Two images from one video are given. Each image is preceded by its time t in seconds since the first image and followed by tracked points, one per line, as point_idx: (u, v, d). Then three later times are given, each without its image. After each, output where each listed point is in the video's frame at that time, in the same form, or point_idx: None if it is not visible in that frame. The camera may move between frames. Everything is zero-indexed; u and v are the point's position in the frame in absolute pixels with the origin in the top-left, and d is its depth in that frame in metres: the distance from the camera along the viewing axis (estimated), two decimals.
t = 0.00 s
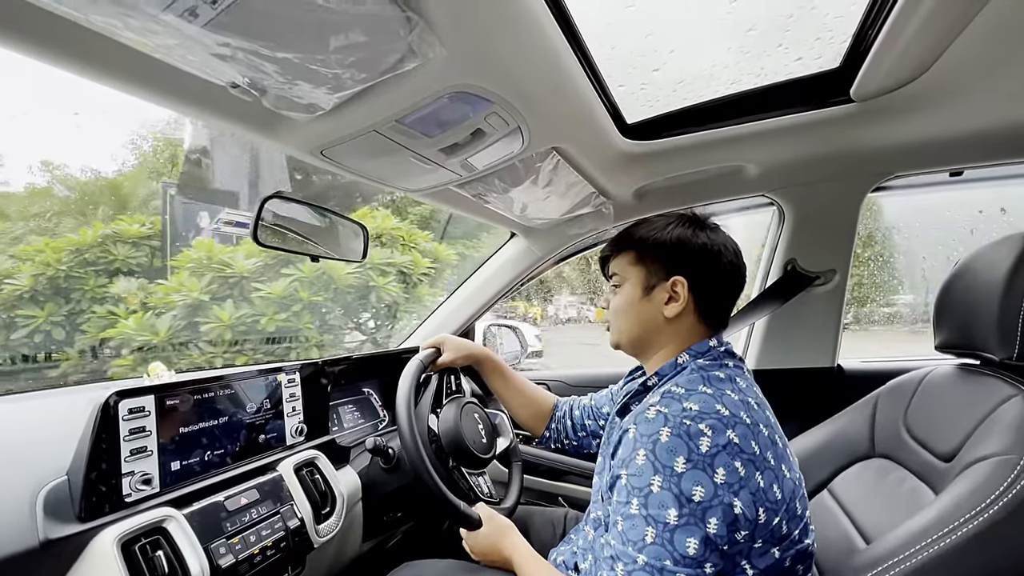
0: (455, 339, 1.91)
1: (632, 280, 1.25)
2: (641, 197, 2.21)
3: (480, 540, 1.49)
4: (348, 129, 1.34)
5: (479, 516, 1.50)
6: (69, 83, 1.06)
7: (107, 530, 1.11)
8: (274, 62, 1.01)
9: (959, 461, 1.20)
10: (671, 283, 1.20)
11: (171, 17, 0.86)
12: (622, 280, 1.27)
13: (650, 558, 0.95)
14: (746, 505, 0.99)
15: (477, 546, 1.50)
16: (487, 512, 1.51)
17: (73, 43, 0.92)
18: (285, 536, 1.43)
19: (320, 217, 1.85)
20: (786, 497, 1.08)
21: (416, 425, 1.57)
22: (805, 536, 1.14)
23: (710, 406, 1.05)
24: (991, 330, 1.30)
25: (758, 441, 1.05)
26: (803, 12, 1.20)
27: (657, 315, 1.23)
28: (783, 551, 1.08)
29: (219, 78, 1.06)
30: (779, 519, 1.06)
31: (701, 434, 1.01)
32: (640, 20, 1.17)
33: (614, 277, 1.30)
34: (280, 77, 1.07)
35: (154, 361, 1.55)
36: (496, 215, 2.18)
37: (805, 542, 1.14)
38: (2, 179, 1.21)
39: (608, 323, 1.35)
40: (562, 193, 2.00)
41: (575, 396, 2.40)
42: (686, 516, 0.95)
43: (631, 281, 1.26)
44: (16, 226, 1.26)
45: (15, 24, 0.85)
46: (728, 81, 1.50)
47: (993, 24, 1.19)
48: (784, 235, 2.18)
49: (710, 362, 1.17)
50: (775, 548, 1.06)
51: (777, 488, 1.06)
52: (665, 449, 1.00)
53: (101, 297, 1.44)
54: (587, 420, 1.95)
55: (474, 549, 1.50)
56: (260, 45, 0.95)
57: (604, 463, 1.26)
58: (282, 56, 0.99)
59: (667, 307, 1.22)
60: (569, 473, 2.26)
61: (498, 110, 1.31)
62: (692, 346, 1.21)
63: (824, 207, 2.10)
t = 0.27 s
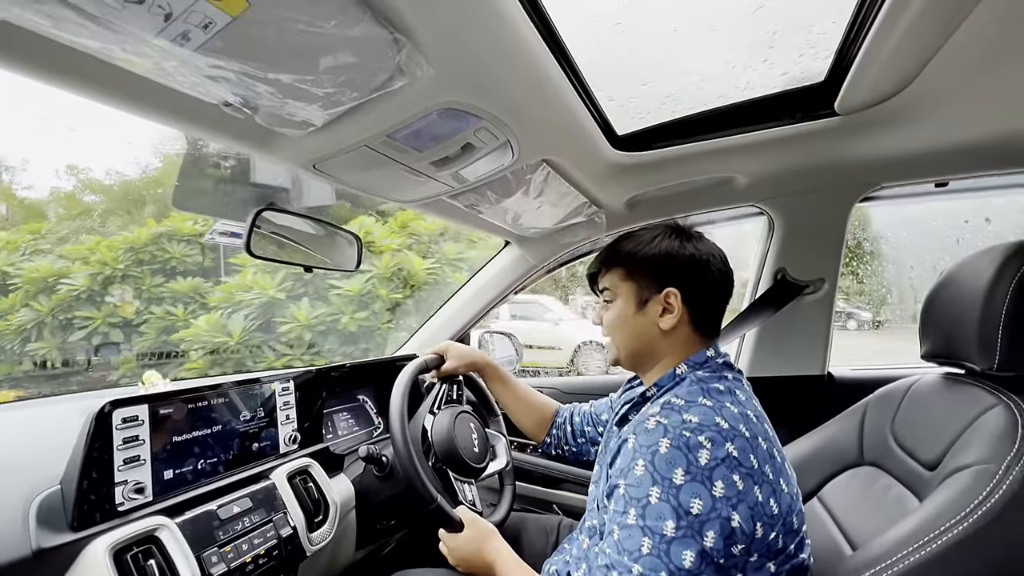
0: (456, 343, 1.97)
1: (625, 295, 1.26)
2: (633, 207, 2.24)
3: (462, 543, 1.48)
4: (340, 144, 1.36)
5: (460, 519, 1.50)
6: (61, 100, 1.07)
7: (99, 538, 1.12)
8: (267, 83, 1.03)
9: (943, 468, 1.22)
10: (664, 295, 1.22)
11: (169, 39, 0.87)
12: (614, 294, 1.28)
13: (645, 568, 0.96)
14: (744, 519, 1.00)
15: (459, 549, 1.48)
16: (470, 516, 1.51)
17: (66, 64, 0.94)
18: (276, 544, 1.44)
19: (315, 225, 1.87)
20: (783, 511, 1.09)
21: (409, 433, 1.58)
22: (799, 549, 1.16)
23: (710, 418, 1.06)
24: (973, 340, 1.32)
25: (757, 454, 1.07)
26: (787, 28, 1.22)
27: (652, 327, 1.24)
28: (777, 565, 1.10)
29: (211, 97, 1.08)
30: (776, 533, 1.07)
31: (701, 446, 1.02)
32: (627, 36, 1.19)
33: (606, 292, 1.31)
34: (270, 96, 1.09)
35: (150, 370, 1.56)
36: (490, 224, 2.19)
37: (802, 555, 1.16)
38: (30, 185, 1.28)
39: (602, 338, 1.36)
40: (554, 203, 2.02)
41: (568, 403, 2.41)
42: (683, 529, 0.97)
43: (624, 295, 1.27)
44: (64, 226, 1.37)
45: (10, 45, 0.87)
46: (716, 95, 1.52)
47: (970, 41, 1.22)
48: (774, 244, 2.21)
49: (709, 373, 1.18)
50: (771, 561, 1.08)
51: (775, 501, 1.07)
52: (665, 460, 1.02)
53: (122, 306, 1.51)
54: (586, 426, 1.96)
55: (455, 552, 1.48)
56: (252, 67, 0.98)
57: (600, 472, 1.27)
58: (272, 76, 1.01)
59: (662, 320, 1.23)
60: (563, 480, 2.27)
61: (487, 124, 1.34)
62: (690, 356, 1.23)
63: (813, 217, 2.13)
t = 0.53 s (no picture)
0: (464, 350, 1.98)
1: (622, 295, 1.21)
2: (627, 197, 2.19)
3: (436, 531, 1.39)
4: (317, 137, 1.30)
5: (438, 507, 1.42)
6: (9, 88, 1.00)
7: (72, 552, 1.07)
8: (229, 74, 0.98)
9: (947, 466, 1.17)
10: (662, 292, 1.17)
11: (113, 26, 0.82)
12: (611, 293, 1.23)
13: (646, 560, 0.92)
14: (747, 510, 0.96)
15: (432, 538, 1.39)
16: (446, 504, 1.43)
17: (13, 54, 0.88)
18: (264, 551, 1.39)
19: (301, 221, 1.81)
20: (788, 506, 1.05)
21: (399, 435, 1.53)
22: (805, 545, 1.11)
23: (713, 412, 1.02)
24: (977, 334, 1.28)
25: (761, 448, 1.02)
26: (784, 9, 1.17)
27: (653, 326, 1.19)
28: (781, 557, 1.05)
29: (166, 89, 1.03)
30: (778, 526, 1.03)
31: (704, 439, 0.98)
32: (616, 20, 1.14)
33: (602, 290, 1.26)
34: (236, 86, 1.04)
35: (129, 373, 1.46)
36: (480, 217, 2.14)
37: (803, 548, 1.11)
38: (50, 183, 1.25)
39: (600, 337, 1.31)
40: (547, 194, 1.96)
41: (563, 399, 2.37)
42: (685, 522, 0.93)
43: (621, 297, 1.21)
44: (107, 221, 1.39)
45: None
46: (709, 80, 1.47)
47: (974, 21, 1.16)
48: (772, 234, 2.16)
49: (713, 368, 1.14)
50: (774, 554, 1.03)
51: (779, 495, 1.02)
52: (667, 453, 0.98)
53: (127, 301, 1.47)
54: (592, 429, 1.88)
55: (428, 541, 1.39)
56: (210, 56, 0.92)
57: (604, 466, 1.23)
58: (235, 65, 0.96)
59: (661, 317, 1.18)
60: (558, 476, 2.24)
61: (471, 114, 1.28)
62: (692, 353, 1.18)
63: (811, 205, 2.08)
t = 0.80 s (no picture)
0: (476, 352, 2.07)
1: (630, 286, 1.23)
2: (628, 195, 2.22)
3: (433, 509, 1.37)
4: (328, 134, 1.33)
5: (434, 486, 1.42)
6: (29, 86, 1.02)
7: (94, 539, 1.10)
8: (248, 71, 1.01)
9: (943, 453, 1.21)
10: (668, 283, 1.20)
11: (145, 27, 0.85)
12: (617, 285, 1.25)
13: (646, 533, 0.96)
14: (748, 490, 0.99)
15: (429, 516, 1.36)
16: (443, 484, 1.41)
17: (44, 55, 0.91)
18: (276, 540, 1.43)
19: (307, 217, 1.85)
20: (789, 489, 1.08)
21: (407, 427, 1.57)
22: (804, 530, 1.15)
23: (716, 395, 1.05)
24: (971, 326, 1.31)
25: (763, 432, 1.05)
26: (783, 9, 1.20)
27: (662, 318, 1.22)
28: (781, 540, 1.08)
29: (190, 87, 1.06)
30: (779, 508, 1.06)
31: (707, 420, 1.01)
32: (621, 20, 1.17)
33: (608, 283, 1.28)
34: (255, 84, 1.07)
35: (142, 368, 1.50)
36: (484, 214, 2.17)
37: (803, 534, 1.14)
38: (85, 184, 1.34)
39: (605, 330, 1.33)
40: (550, 192, 2.00)
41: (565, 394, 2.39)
42: (686, 498, 0.96)
43: (628, 292, 1.24)
44: (136, 226, 1.47)
45: None
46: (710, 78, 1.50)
47: (969, 20, 1.20)
48: (772, 230, 2.19)
49: (717, 356, 1.17)
50: (774, 536, 1.06)
51: (781, 478, 1.05)
52: (671, 432, 1.01)
53: (136, 303, 1.48)
54: (599, 432, 1.81)
55: (423, 519, 1.36)
56: (231, 54, 0.95)
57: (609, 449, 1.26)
58: (255, 63, 0.99)
59: (669, 307, 1.21)
60: (562, 471, 2.27)
61: (480, 112, 1.31)
62: (697, 342, 1.21)
63: (810, 202, 2.11)
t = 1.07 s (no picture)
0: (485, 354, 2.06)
1: (660, 281, 1.18)
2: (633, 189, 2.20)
3: (437, 498, 1.35)
4: (331, 128, 1.32)
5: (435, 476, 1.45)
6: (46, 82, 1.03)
7: (99, 537, 1.10)
8: (251, 61, 1.00)
9: (955, 449, 1.19)
10: (701, 281, 1.17)
11: (147, 14, 0.84)
12: (645, 279, 1.19)
13: (654, 537, 0.95)
14: (761, 496, 0.98)
15: (433, 505, 1.35)
16: (448, 476, 1.41)
17: (44, 46, 0.90)
18: (281, 538, 1.42)
19: (313, 212, 1.88)
20: (803, 493, 1.06)
21: (412, 422, 1.57)
22: (817, 534, 1.13)
23: (730, 398, 1.04)
24: (984, 319, 1.29)
25: (778, 435, 1.04)
26: None
27: (689, 316, 1.19)
28: (794, 544, 1.07)
29: (192, 78, 1.05)
30: (793, 513, 1.04)
31: (720, 424, 1.00)
32: (628, 11, 1.15)
33: (632, 276, 1.21)
34: (258, 76, 1.06)
35: (146, 365, 1.51)
36: (487, 209, 2.16)
37: (819, 537, 1.14)
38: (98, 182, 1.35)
39: (621, 323, 1.27)
40: (554, 186, 1.98)
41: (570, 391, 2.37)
42: (697, 504, 0.95)
43: (656, 286, 1.18)
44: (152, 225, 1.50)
45: None
46: (717, 70, 1.48)
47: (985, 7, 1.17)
48: (778, 225, 2.17)
49: (731, 355, 1.16)
50: (786, 540, 1.05)
51: (795, 482, 1.04)
52: (683, 437, 1.00)
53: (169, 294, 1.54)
54: (610, 430, 1.79)
55: (426, 508, 1.35)
56: (234, 44, 0.94)
57: (618, 445, 1.25)
58: (258, 54, 0.98)
59: (699, 306, 1.18)
60: (567, 467, 2.26)
61: (485, 104, 1.30)
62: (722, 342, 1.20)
63: (817, 195, 2.08)
